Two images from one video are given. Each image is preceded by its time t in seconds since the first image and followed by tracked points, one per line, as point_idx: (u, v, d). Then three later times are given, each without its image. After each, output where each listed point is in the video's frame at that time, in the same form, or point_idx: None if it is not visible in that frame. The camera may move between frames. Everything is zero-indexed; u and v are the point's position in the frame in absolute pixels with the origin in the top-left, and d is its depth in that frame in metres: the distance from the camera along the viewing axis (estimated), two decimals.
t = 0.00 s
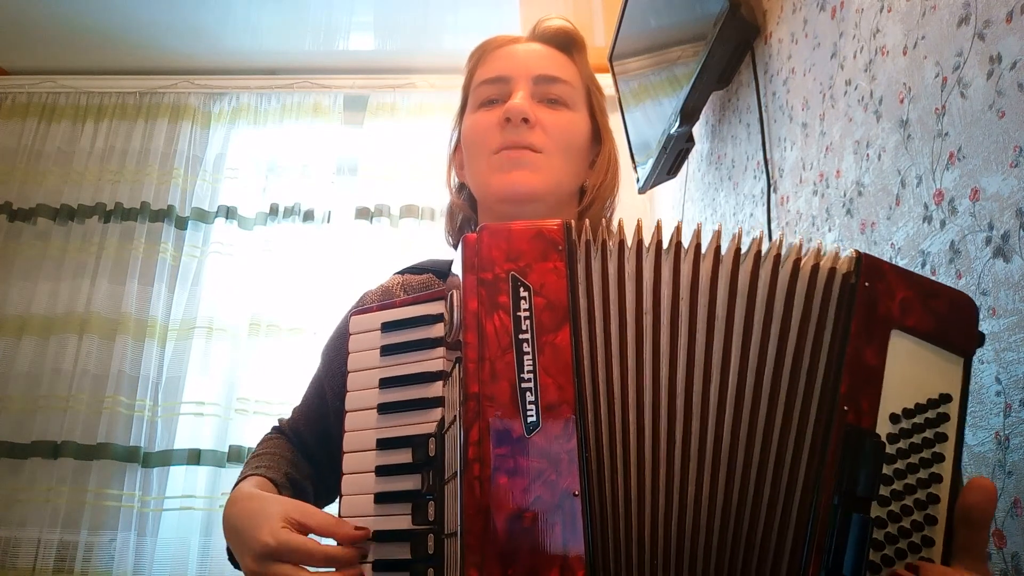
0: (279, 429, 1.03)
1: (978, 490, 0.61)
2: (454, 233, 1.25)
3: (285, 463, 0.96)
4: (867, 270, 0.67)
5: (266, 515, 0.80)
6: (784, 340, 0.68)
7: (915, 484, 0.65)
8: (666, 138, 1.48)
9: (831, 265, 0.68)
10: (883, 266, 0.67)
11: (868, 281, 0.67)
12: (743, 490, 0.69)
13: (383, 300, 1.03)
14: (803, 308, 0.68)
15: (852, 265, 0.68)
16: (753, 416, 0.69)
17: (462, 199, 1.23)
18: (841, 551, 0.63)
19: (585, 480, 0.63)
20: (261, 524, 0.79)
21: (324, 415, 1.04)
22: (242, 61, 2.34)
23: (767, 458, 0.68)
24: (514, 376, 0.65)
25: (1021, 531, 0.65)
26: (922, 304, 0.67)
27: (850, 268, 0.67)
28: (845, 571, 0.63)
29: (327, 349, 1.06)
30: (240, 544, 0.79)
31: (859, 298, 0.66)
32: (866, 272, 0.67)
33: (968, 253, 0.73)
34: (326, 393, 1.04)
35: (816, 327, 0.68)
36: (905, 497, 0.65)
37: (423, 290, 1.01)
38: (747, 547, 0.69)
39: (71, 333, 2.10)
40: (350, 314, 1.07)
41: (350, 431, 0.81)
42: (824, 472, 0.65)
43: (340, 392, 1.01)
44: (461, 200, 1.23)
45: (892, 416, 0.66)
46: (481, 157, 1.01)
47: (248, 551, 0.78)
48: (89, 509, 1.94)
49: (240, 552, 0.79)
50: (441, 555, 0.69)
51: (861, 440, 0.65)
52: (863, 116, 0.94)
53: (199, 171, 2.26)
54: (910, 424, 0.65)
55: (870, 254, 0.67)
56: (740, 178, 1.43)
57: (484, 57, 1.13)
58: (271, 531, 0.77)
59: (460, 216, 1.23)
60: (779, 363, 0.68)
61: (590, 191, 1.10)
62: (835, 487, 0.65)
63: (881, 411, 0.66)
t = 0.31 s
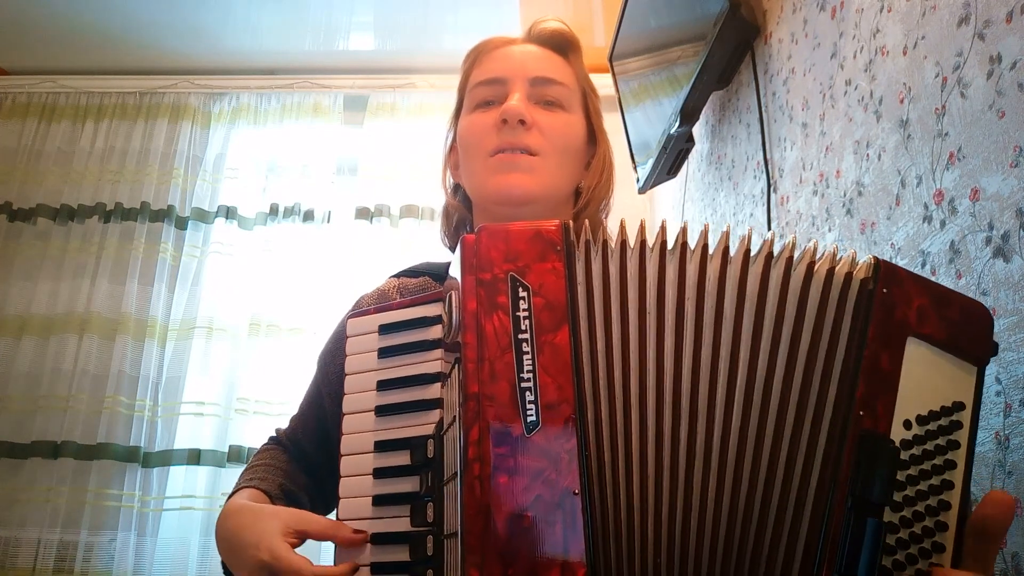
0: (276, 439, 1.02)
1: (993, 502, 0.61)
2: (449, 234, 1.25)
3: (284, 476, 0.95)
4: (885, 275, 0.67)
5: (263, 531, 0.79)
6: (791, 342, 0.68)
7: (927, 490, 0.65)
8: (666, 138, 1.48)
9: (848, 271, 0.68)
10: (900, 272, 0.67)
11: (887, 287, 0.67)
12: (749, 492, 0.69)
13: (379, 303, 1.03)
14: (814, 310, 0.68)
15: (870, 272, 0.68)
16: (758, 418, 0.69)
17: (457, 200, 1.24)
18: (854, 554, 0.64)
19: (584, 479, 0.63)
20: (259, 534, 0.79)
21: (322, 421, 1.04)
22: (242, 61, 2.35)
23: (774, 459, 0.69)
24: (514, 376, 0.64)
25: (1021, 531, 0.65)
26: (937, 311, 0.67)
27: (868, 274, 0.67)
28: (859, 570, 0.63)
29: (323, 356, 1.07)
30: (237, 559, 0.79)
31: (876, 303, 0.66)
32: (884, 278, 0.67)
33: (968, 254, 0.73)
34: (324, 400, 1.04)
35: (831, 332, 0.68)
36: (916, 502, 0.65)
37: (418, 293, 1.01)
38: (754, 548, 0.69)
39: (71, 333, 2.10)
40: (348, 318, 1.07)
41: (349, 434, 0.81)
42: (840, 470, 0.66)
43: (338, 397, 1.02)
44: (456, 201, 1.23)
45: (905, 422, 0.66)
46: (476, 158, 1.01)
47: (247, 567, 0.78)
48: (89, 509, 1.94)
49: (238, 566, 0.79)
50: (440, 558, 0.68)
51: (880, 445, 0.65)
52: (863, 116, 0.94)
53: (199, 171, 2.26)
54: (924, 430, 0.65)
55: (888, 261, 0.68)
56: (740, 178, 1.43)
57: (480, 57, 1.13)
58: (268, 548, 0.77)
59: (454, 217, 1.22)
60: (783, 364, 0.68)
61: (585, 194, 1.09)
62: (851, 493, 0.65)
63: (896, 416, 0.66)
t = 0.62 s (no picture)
0: (266, 442, 1.02)
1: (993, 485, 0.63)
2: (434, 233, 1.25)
3: (279, 473, 0.95)
4: (897, 275, 0.67)
5: (280, 515, 0.79)
6: (793, 340, 0.68)
7: (935, 491, 0.65)
8: (666, 138, 1.48)
9: (860, 269, 0.68)
10: (913, 273, 0.67)
11: (898, 286, 0.67)
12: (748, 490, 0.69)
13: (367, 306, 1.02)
14: (823, 305, 0.68)
15: (882, 271, 0.68)
16: (754, 417, 0.69)
17: (442, 200, 1.24)
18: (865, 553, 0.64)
19: (572, 475, 0.63)
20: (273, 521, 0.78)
21: (312, 423, 1.04)
22: (242, 61, 2.34)
23: (775, 456, 0.69)
24: (499, 374, 0.64)
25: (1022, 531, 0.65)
26: (950, 312, 0.67)
27: (880, 273, 0.68)
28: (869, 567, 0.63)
29: (313, 358, 1.06)
30: (250, 546, 0.78)
31: (888, 301, 0.67)
32: (896, 277, 0.67)
33: (968, 254, 0.73)
34: (312, 402, 1.04)
35: (839, 329, 0.68)
36: (925, 502, 0.65)
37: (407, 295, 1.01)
38: (768, 546, 0.70)
39: (71, 333, 2.10)
40: (337, 320, 1.07)
41: (340, 438, 0.81)
42: (853, 463, 0.66)
43: (328, 396, 1.01)
44: (440, 202, 1.23)
45: (915, 422, 0.66)
46: (463, 165, 1.00)
47: (261, 552, 0.77)
48: (89, 509, 1.94)
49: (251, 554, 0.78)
50: (433, 558, 0.70)
51: (889, 443, 0.65)
52: (863, 116, 0.94)
53: (199, 171, 2.26)
54: (933, 431, 0.65)
55: (900, 260, 0.68)
56: (741, 178, 1.43)
57: (466, 58, 1.13)
58: (286, 531, 0.77)
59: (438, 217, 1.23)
60: (780, 361, 0.69)
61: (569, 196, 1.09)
62: (862, 493, 0.65)
63: (906, 416, 0.66)
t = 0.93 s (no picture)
0: (260, 443, 1.03)
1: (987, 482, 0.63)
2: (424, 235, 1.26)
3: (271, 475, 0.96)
4: (900, 280, 0.66)
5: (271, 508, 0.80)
6: (791, 340, 0.68)
7: (933, 493, 0.64)
8: (666, 138, 1.48)
9: (860, 274, 0.68)
10: (917, 279, 0.66)
11: (902, 292, 0.66)
12: (746, 489, 0.69)
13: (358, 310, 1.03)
14: (820, 308, 0.68)
15: (886, 275, 0.67)
16: (752, 417, 0.69)
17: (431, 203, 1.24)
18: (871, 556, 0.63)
19: (564, 473, 0.63)
20: (252, 512, 0.79)
21: (304, 429, 1.04)
22: (242, 61, 2.34)
23: (774, 458, 0.69)
24: (491, 375, 0.64)
25: (1021, 531, 0.65)
26: (949, 319, 0.66)
27: (884, 278, 0.67)
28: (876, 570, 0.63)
29: (305, 362, 1.06)
30: (227, 533, 0.80)
31: (891, 307, 0.66)
32: (900, 283, 0.66)
33: (968, 254, 0.73)
34: (305, 406, 1.04)
35: (838, 331, 0.68)
36: (924, 504, 0.65)
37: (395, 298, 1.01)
38: (772, 545, 0.70)
39: (71, 333, 2.10)
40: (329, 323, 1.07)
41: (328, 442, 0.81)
42: (857, 465, 0.65)
43: (320, 403, 1.02)
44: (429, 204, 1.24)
45: (915, 425, 0.66)
46: (452, 165, 1.00)
47: (233, 540, 0.78)
48: (89, 509, 1.94)
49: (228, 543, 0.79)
50: (425, 561, 0.69)
51: (892, 445, 0.64)
52: (863, 116, 0.94)
53: (199, 171, 2.26)
54: (931, 433, 0.65)
55: (904, 266, 0.67)
56: (740, 178, 1.43)
57: (453, 60, 1.12)
58: (260, 520, 0.78)
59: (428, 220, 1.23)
60: (779, 362, 0.68)
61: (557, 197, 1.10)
62: (867, 497, 0.65)
63: (907, 419, 0.66)
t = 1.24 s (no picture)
0: (253, 443, 1.02)
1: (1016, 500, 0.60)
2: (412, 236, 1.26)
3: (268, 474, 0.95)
4: (922, 282, 0.64)
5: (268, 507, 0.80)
6: (800, 341, 0.68)
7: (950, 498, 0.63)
8: (666, 138, 1.48)
9: (878, 273, 0.66)
10: (939, 281, 0.64)
11: (923, 293, 0.64)
12: (745, 490, 0.69)
13: (353, 311, 1.03)
14: (832, 307, 0.67)
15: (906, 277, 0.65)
16: (752, 419, 0.69)
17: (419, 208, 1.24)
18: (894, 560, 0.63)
19: (551, 473, 0.63)
20: (260, 515, 0.79)
21: (298, 430, 1.04)
22: (243, 61, 2.34)
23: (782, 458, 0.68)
24: (477, 376, 0.65)
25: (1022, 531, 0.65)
26: (970, 319, 0.64)
27: (905, 279, 0.65)
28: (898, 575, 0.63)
29: (298, 365, 1.06)
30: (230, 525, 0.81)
31: (911, 308, 0.64)
32: (921, 284, 0.64)
33: (968, 253, 0.73)
34: (298, 406, 1.04)
35: (834, 327, 0.67)
36: (942, 510, 0.63)
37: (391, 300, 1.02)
38: (784, 547, 0.69)
39: (71, 332, 2.10)
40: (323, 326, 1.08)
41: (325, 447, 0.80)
42: (875, 467, 0.65)
43: (316, 404, 1.03)
44: (419, 210, 1.24)
45: (933, 430, 0.63)
46: (441, 167, 1.00)
47: (243, 539, 0.78)
48: (89, 509, 1.94)
49: (236, 543, 0.79)
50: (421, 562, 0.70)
51: (914, 451, 0.64)
52: (863, 116, 0.94)
53: (199, 171, 2.26)
54: (948, 438, 0.63)
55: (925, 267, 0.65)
56: (741, 178, 1.43)
57: (439, 62, 1.12)
58: (269, 518, 0.78)
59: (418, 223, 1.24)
60: (774, 362, 0.68)
61: (545, 193, 1.09)
62: (888, 499, 0.64)
63: (926, 424, 0.63)
